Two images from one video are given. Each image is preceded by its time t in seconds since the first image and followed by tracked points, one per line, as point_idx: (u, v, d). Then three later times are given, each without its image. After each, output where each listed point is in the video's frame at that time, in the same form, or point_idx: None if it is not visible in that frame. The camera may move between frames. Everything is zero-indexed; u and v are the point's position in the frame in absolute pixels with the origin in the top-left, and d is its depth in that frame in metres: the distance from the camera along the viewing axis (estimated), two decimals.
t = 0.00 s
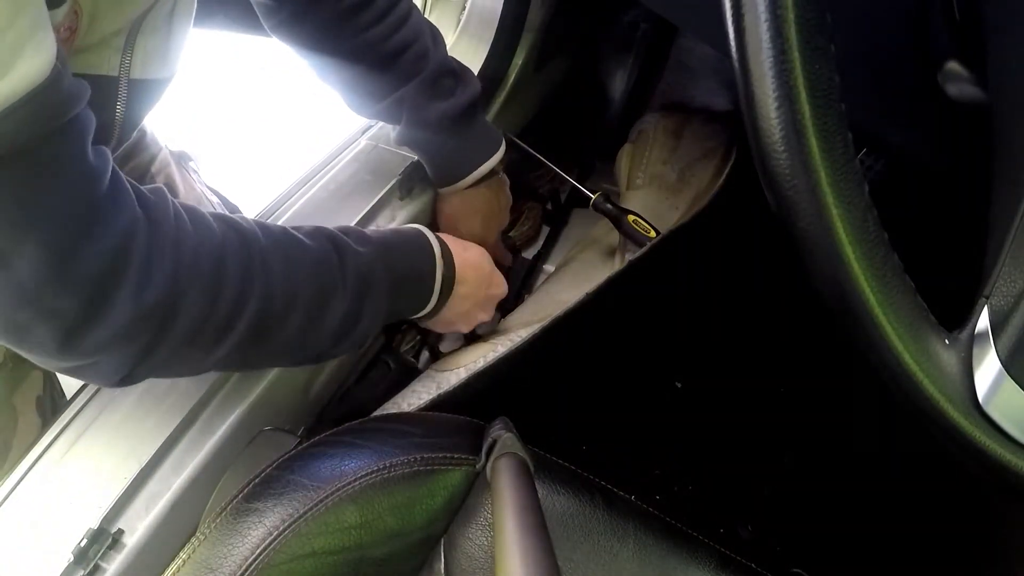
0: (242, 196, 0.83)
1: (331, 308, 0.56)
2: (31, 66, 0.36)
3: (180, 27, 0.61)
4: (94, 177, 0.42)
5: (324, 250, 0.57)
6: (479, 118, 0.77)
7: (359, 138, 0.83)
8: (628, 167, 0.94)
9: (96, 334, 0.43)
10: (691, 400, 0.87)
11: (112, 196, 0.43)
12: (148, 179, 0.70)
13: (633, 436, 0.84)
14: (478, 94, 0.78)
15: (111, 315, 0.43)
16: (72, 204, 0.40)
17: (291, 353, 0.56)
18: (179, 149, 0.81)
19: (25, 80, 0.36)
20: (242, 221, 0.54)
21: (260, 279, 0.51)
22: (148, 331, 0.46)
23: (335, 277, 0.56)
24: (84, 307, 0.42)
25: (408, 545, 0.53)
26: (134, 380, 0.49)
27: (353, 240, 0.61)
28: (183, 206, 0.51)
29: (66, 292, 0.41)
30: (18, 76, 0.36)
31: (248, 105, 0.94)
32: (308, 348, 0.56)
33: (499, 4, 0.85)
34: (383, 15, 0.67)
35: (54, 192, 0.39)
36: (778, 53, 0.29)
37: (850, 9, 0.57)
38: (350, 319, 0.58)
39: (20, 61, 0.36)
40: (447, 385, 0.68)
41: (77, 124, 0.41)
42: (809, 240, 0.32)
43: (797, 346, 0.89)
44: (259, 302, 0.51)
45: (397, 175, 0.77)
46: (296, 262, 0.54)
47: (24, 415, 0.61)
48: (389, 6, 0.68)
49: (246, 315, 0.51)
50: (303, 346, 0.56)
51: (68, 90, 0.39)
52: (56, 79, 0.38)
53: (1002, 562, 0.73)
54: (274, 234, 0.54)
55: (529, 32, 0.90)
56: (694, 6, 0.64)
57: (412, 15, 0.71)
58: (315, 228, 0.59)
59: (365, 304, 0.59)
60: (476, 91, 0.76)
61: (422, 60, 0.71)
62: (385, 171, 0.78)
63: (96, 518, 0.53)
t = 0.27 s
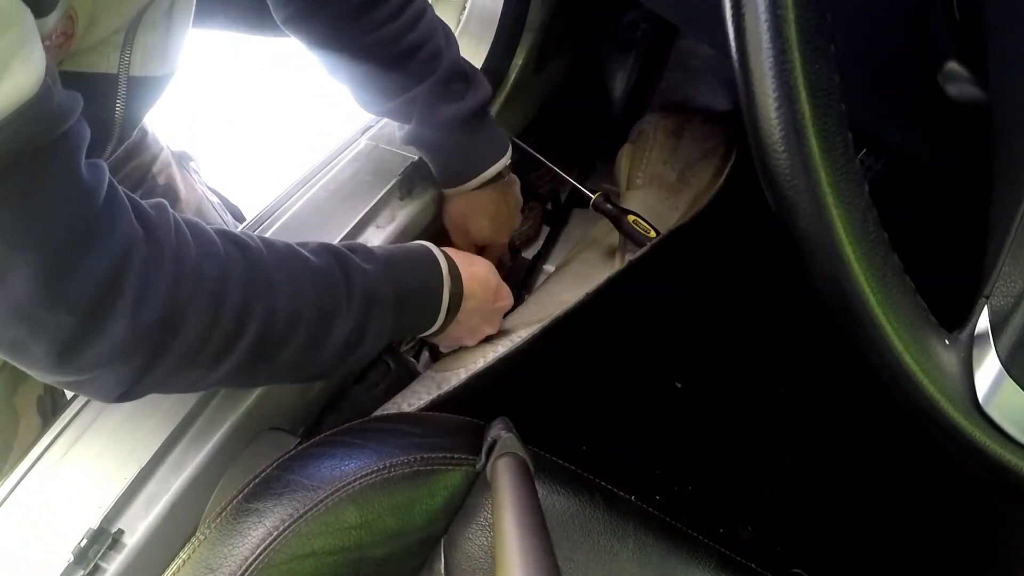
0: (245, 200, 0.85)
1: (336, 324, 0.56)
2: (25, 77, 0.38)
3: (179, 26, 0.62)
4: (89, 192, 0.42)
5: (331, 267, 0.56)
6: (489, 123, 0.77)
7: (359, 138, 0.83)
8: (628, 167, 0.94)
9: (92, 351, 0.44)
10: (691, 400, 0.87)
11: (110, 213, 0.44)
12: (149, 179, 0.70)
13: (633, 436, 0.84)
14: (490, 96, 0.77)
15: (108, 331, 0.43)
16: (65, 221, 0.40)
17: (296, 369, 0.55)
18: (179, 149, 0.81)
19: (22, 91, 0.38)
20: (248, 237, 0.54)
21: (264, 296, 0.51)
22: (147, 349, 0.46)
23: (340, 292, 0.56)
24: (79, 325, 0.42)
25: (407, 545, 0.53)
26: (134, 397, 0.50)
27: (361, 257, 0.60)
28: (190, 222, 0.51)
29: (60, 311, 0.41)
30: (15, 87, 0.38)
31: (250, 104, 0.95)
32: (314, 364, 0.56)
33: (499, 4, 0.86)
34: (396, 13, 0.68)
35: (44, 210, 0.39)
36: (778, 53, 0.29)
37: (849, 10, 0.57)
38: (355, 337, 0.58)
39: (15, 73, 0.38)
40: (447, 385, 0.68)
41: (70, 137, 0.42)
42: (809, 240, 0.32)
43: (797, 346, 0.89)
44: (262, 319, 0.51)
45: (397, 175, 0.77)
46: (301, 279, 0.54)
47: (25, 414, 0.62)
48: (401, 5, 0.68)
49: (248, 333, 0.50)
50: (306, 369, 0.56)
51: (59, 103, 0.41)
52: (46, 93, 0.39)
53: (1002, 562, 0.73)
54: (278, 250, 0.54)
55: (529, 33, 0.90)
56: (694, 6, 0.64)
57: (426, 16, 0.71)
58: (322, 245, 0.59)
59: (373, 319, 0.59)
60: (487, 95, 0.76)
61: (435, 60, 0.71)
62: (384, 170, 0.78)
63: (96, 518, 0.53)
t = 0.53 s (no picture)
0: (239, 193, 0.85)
1: (327, 326, 0.56)
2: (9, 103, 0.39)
3: (177, 37, 0.61)
4: (77, 212, 0.43)
5: (318, 269, 0.56)
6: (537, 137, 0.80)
7: (359, 138, 0.82)
8: (628, 167, 0.94)
9: (87, 368, 0.44)
10: (691, 400, 0.87)
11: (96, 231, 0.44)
12: (151, 178, 0.70)
13: (633, 436, 0.85)
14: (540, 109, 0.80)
15: (101, 347, 0.44)
16: (51, 245, 0.41)
17: (290, 371, 0.56)
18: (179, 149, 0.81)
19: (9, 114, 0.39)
20: (237, 245, 0.54)
21: (256, 304, 0.51)
22: (142, 362, 0.46)
23: (332, 294, 0.56)
24: (71, 343, 0.43)
25: (408, 545, 0.53)
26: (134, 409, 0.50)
27: (347, 255, 0.60)
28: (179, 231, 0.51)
29: (51, 330, 0.42)
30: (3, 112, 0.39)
31: (247, 103, 0.97)
32: (306, 366, 0.56)
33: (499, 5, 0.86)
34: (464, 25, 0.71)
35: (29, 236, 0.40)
36: (778, 53, 0.29)
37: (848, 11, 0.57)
38: (346, 338, 0.58)
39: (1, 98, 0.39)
40: (448, 385, 0.68)
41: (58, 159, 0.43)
42: (809, 240, 0.32)
43: (797, 346, 0.89)
44: (254, 327, 0.51)
45: (397, 175, 0.76)
46: (289, 284, 0.54)
47: (25, 415, 0.62)
48: (470, 17, 0.72)
49: (240, 340, 0.51)
50: (301, 364, 0.56)
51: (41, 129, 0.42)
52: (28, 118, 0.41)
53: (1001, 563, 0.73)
54: (267, 258, 0.54)
55: (529, 32, 0.91)
56: (694, 6, 0.64)
57: (490, 31, 0.75)
58: (310, 247, 0.59)
59: (364, 321, 0.59)
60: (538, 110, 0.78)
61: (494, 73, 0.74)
62: (385, 170, 0.78)
63: (95, 518, 0.53)
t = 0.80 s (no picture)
0: (238, 187, 0.82)
1: (370, 310, 0.58)
2: (37, 59, 0.35)
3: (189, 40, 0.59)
4: (119, 168, 0.41)
5: (362, 251, 0.58)
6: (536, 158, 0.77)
7: (359, 138, 0.83)
8: (628, 167, 0.94)
9: (134, 325, 0.44)
10: (691, 400, 0.87)
11: (140, 188, 0.43)
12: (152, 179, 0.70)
13: (633, 436, 0.85)
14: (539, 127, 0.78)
15: (153, 304, 0.44)
16: (105, 198, 0.40)
17: (329, 348, 0.57)
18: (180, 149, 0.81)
19: (35, 75, 0.35)
20: (281, 220, 0.55)
21: (303, 274, 0.52)
22: (190, 321, 0.46)
23: (374, 281, 0.58)
24: (123, 297, 0.42)
25: (408, 545, 0.53)
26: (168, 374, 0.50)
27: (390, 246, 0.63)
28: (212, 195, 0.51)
29: (107, 284, 0.41)
30: (27, 72, 0.35)
31: (257, 100, 0.94)
32: (349, 345, 0.58)
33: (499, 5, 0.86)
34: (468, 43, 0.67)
35: (80, 192, 0.39)
36: (778, 53, 0.29)
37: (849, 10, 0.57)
38: (385, 321, 0.60)
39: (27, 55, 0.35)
40: (448, 385, 0.68)
41: (95, 114, 0.41)
42: (809, 240, 0.32)
43: (798, 346, 0.89)
44: (303, 302, 0.52)
45: (397, 175, 0.77)
46: (338, 263, 0.55)
47: (26, 417, 0.61)
48: (476, 34, 0.68)
49: (291, 313, 0.52)
50: (345, 345, 0.58)
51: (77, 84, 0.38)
52: (63, 75, 0.37)
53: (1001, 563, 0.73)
54: (315, 236, 0.56)
55: (529, 33, 0.91)
56: (694, 6, 0.64)
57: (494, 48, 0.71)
58: (352, 231, 0.61)
59: (404, 302, 0.61)
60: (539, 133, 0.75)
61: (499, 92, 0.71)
62: (385, 171, 0.78)
63: (96, 519, 0.53)
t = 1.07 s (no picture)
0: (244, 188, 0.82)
1: (386, 300, 0.58)
2: (84, 50, 0.36)
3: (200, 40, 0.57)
4: (164, 157, 0.42)
5: (378, 248, 0.58)
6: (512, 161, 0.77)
7: (359, 138, 0.83)
8: (628, 167, 0.94)
9: (178, 307, 0.44)
10: (691, 400, 0.87)
11: (182, 176, 0.43)
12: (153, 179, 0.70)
13: (633, 436, 0.85)
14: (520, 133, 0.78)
15: (196, 289, 0.44)
16: (151, 186, 0.40)
17: (348, 339, 0.57)
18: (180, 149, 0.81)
19: (83, 70, 0.35)
20: (305, 214, 0.56)
21: (332, 265, 0.53)
22: (232, 304, 0.46)
23: (387, 276, 0.58)
24: (168, 283, 0.43)
25: (408, 545, 0.53)
26: (202, 357, 0.50)
27: (400, 247, 0.63)
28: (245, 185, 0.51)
29: (154, 269, 0.41)
30: (76, 65, 0.35)
31: (260, 100, 0.93)
32: (365, 338, 0.59)
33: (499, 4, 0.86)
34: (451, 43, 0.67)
35: (127, 180, 0.39)
36: (778, 53, 0.29)
37: (850, 9, 0.57)
38: (398, 316, 0.60)
39: (74, 47, 0.35)
40: (448, 385, 0.68)
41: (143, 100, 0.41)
42: (809, 240, 0.32)
43: (797, 346, 0.89)
44: (329, 293, 0.52)
45: (397, 175, 0.77)
46: (359, 256, 0.56)
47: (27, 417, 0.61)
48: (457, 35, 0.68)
49: (320, 301, 0.52)
50: (361, 339, 0.58)
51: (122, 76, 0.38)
52: (107, 70, 0.37)
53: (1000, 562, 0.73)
54: (337, 230, 0.56)
55: (529, 32, 0.89)
56: (694, 5, 0.64)
57: (477, 50, 0.71)
58: (369, 230, 0.61)
59: (414, 299, 0.62)
60: (516, 134, 0.75)
61: (478, 93, 0.71)
62: (385, 171, 0.78)
63: (96, 519, 0.53)
